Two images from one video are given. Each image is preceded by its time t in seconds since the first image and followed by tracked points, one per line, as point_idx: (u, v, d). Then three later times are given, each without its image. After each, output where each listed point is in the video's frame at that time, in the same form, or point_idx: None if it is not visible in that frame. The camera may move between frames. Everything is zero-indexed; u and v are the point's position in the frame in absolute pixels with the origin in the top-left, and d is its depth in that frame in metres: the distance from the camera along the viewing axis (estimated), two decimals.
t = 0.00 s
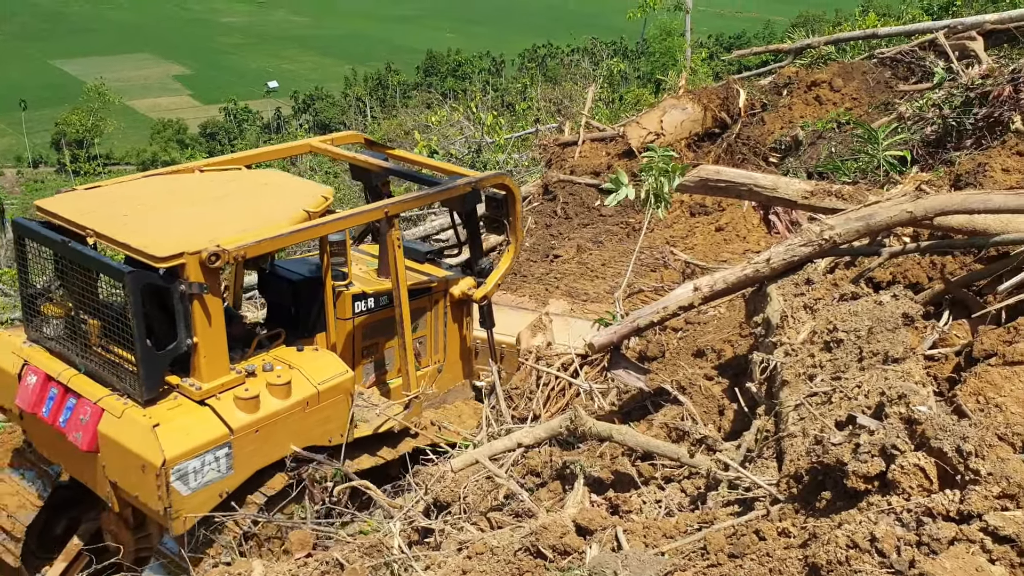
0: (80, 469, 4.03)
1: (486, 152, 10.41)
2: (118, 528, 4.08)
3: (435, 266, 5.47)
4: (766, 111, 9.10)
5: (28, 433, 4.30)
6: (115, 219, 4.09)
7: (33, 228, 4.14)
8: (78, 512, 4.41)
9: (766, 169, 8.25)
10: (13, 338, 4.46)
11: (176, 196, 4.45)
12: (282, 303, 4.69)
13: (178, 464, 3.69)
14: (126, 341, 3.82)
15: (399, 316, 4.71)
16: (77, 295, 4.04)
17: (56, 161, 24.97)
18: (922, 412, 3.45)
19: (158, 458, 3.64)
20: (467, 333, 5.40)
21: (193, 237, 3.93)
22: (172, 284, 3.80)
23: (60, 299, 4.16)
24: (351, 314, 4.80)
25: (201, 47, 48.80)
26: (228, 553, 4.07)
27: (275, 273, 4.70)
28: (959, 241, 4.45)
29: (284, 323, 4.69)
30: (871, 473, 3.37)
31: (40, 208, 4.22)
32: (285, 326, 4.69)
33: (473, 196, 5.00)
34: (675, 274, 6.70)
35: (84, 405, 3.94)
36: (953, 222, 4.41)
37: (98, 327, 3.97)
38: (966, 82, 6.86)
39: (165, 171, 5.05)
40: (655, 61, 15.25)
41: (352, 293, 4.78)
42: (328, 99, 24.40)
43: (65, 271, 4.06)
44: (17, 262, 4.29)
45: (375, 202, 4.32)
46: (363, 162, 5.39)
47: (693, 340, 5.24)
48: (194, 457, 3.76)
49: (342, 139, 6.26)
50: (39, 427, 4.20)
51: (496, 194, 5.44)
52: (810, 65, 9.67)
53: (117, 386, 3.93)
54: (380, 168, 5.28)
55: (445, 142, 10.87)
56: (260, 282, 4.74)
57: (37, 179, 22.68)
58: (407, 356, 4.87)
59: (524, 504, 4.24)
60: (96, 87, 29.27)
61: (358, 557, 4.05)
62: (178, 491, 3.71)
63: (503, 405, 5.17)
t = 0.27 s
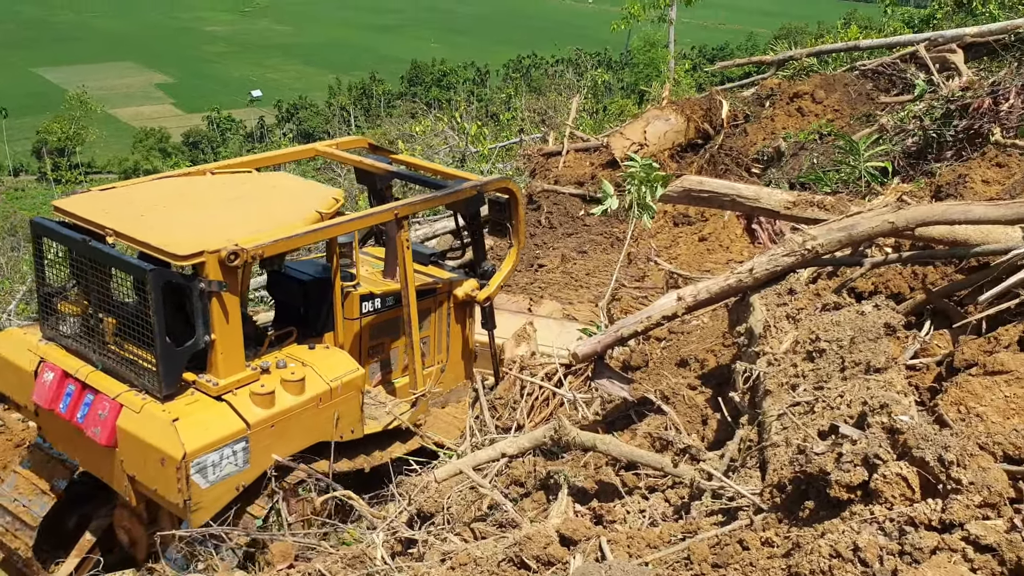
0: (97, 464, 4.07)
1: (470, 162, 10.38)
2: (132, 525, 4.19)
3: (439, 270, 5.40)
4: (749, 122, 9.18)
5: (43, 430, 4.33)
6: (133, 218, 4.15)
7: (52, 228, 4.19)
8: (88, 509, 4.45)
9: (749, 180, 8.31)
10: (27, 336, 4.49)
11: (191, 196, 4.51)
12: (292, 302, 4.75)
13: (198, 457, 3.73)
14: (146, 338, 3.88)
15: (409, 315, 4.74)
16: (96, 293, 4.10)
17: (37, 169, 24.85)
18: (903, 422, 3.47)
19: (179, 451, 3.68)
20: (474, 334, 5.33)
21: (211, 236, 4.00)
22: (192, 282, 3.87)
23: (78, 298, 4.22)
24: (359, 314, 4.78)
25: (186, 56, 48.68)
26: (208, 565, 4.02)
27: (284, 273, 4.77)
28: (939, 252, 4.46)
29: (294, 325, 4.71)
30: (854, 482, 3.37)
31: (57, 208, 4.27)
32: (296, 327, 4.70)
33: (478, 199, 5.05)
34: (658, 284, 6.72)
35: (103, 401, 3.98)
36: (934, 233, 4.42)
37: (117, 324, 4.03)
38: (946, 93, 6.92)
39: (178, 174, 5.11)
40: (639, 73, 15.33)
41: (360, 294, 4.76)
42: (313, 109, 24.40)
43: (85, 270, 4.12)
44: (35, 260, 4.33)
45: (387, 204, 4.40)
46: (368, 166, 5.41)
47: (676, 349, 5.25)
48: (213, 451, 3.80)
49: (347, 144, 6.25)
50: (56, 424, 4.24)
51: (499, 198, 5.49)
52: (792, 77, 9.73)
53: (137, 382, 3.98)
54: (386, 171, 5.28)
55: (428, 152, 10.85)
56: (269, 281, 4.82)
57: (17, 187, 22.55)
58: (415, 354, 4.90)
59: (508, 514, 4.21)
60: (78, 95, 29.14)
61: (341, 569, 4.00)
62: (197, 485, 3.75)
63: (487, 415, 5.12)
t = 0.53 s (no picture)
0: (108, 465, 4.15)
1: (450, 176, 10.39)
2: (138, 526, 4.33)
3: (436, 276, 5.51)
4: (727, 137, 9.25)
5: (51, 432, 4.41)
6: (145, 224, 4.24)
7: (64, 233, 4.28)
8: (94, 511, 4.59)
9: (727, 195, 8.40)
10: (34, 340, 4.57)
11: (200, 203, 4.60)
12: (294, 309, 4.75)
13: (210, 456, 3.82)
14: (159, 339, 3.97)
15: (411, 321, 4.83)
16: (107, 297, 4.18)
17: (14, 182, 24.68)
18: (880, 435, 3.48)
19: (192, 450, 3.76)
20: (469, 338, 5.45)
21: (222, 240, 4.09)
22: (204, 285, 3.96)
23: (88, 301, 4.30)
24: (360, 320, 4.86)
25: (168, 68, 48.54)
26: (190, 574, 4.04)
27: (285, 280, 4.75)
28: (915, 266, 4.51)
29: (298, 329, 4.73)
30: (831, 495, 3.37)
31: (68, 214, 4.36)
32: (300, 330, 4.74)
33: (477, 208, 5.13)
34: (637, 298, 6.75)
35: (114, 402, 4.06)
36: (910, 247, 4.48)
37: (129, 326, 4.12)
38: (921, 109, 7.00)
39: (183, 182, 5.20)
40: (618, 87, 15.45)
41: (361, 299, 4.85)
42: (293, 122, 24.39)
43: (96, 274, 4.20)
44: (46, 266, 4.42)
45: (391, 210, 4.49)
46: (368, 175, 5.44)
47: (656, 363, 5.26)
48: (224, 450, 3.88)
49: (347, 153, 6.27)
50: (66, 425, 4.31)
51: (495, 208, 5.59)
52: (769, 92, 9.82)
53: (148, 383, 4.07)
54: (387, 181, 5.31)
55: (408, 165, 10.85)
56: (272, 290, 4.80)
57: None
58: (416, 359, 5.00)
59: (487, 528, 4.19)
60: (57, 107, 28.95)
61: None
62: (209, 483, 3.83)
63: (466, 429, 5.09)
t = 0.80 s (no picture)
0: (124, 462, 4.20)
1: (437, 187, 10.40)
2: (150, 523, 4.42)
3: (438, 281, 5.56)
4: (713, 148, 9.32)
5: (66, 430, 4.45)
6: (163, 226, 4.28)
7: (81, 234, 4.32)
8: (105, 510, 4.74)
9: (713, 205, 8.46)
10: (48, 340, 4.61)
11: (213, 205, 4.65)
12: (303, 311, 4.77)
13: (228, 452, 3.88)
14: (178, 338, 4.02)
15: (419, 323, 4.92)
16: (125, 297, 4.22)
17: None
18: (866, 446, 3.49)
19: (210, 446, 3.81)
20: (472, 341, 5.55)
21: (239, 241, 4.14)
22: (222, 285, 4.01)
23: (105, 301, 4.33)
24: (367, 322, 4.94)
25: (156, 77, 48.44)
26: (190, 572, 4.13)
27: (294, 282, 4.82)
28: (900, 277, 4.51)
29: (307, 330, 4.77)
30: (818, 506, 3.37)
31: (85, 216, 4.38)
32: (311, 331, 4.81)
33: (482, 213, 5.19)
34: (624, 309, 6.77)
35: (132, 399, 4.09)
36: (895, 258, 4.47)
37: (147, 325, 4.17)
38: (905, 121, 7.06)
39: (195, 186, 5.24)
40: (605, 99, 15.53)
41: (369, 302, 4.92)
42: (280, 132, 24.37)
43: (113, 274, 4.24)
44: (63, 266, 4.45)
45: (402, 213, 4.56)
46: (374, 181, 5.50)
47: (642, 373, 5.26)
48: (241, 446, 3.94)
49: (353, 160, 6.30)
50: (81, 423, 4.35)
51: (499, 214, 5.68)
52: (755, 104, 9.88)
53: (165, 381, 4.11)
54: (394, 187, 5.40)
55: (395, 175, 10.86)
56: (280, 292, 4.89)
57: None
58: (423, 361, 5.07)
59: (474, 540, 4.17)
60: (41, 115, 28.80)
61: None
62: (227, 478, 3.89)
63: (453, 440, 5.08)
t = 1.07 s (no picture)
0: (148, 458, 4.19)
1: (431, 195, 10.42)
2: (170, 519, 4.46)
3: (449, 284, 5.57)
4: (707, 157, 9.37)
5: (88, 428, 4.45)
6: (187, 227, 4.31)
7: (104, 234, 4.34)
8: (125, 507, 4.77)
9: (708, 214, 8.49)
10: (71, 339, 4.60)
11: (234, 207, 4.67)
12: (318, 311, 4.73)
13: (252, 446, 3.88)
14: (203, 335, 4.03)
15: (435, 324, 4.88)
16: (150, 295, 4.23)
17: None
18: (861, 455, 3.49)
19: (235, 440, 3.82)
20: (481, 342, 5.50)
21: (263, 241, 4.17)
22: (246, 283, 4.02)
23: (129, 299, 4.34)
24: (382, 324, 4.86)
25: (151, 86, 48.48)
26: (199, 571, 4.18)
27: (308, 282, 4.74)
28: (894, 285, 4.52)
29: (325, 330, 4.72)
30: (812, 515, 3.38)
31: (110, 216, 4.41)
32: (328, 331, 4.72)
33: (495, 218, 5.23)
34: (618, 318, 6.76)
35: (156, 396, 4.09)
36: (889, 267, 4.52)
37: (172, 323, 4.18)
38: (899, 131, 7.10)
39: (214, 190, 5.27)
40: (600, 108, 15.59)
41: (383, 303, 4.85)
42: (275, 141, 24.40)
43: (139, 272, 4.26)
44: (87, 265, 4.47)
45: (418, 216, 4.58)
46: (386, 185, 5.50)
47: (637, 382, 5.25)
48: (265, 441, 3.94)
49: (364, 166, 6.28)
50: (104, 419, 4.34)
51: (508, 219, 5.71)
52: (749, 113, 9.91)
53: (189, 378, 4.11)
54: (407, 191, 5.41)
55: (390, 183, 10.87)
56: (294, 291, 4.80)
57: None
58: (436, 362, 5.05)
59: (468, 549, 4.12)
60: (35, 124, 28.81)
61: None
62: (251, 473, 3.90)
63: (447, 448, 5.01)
